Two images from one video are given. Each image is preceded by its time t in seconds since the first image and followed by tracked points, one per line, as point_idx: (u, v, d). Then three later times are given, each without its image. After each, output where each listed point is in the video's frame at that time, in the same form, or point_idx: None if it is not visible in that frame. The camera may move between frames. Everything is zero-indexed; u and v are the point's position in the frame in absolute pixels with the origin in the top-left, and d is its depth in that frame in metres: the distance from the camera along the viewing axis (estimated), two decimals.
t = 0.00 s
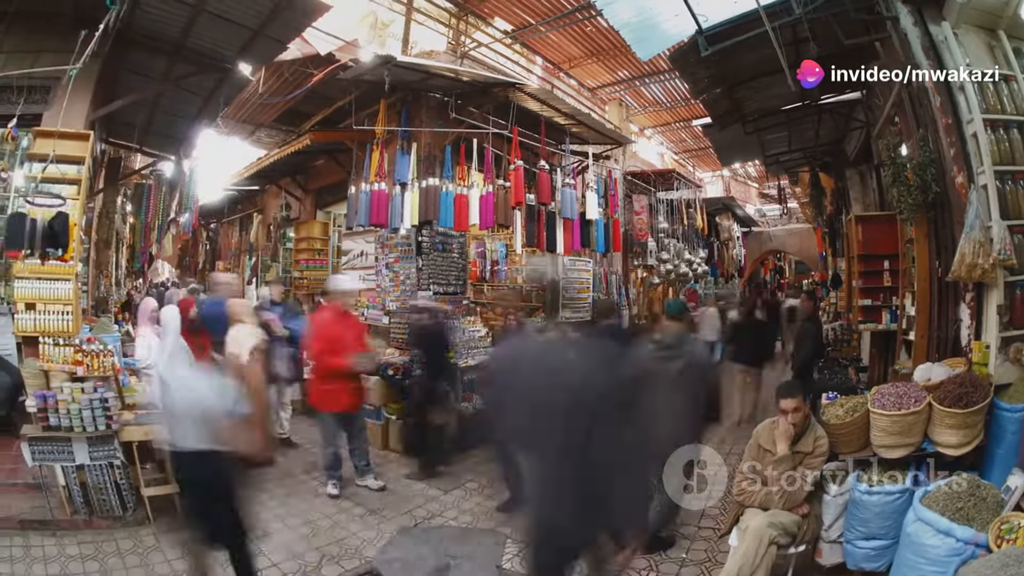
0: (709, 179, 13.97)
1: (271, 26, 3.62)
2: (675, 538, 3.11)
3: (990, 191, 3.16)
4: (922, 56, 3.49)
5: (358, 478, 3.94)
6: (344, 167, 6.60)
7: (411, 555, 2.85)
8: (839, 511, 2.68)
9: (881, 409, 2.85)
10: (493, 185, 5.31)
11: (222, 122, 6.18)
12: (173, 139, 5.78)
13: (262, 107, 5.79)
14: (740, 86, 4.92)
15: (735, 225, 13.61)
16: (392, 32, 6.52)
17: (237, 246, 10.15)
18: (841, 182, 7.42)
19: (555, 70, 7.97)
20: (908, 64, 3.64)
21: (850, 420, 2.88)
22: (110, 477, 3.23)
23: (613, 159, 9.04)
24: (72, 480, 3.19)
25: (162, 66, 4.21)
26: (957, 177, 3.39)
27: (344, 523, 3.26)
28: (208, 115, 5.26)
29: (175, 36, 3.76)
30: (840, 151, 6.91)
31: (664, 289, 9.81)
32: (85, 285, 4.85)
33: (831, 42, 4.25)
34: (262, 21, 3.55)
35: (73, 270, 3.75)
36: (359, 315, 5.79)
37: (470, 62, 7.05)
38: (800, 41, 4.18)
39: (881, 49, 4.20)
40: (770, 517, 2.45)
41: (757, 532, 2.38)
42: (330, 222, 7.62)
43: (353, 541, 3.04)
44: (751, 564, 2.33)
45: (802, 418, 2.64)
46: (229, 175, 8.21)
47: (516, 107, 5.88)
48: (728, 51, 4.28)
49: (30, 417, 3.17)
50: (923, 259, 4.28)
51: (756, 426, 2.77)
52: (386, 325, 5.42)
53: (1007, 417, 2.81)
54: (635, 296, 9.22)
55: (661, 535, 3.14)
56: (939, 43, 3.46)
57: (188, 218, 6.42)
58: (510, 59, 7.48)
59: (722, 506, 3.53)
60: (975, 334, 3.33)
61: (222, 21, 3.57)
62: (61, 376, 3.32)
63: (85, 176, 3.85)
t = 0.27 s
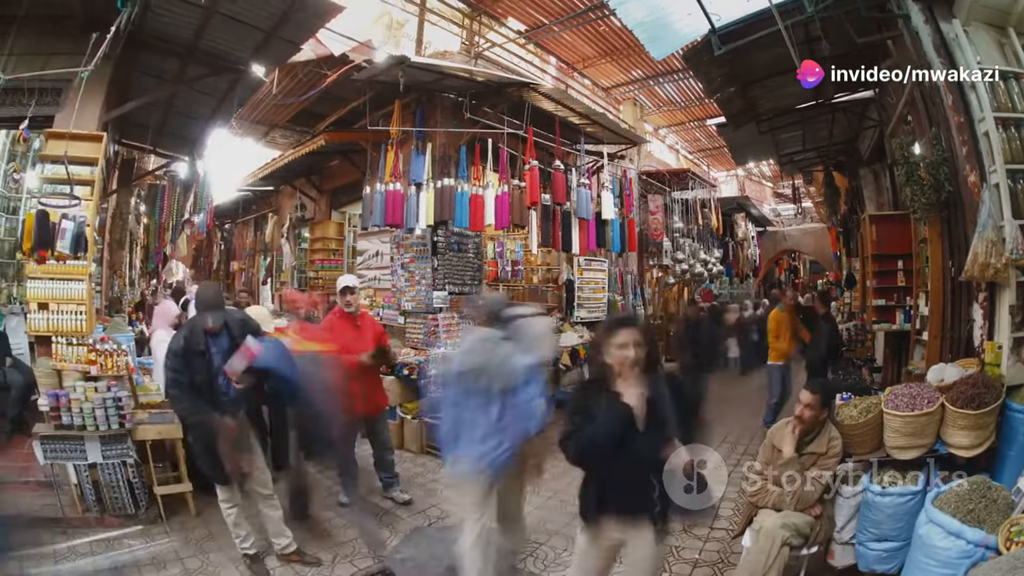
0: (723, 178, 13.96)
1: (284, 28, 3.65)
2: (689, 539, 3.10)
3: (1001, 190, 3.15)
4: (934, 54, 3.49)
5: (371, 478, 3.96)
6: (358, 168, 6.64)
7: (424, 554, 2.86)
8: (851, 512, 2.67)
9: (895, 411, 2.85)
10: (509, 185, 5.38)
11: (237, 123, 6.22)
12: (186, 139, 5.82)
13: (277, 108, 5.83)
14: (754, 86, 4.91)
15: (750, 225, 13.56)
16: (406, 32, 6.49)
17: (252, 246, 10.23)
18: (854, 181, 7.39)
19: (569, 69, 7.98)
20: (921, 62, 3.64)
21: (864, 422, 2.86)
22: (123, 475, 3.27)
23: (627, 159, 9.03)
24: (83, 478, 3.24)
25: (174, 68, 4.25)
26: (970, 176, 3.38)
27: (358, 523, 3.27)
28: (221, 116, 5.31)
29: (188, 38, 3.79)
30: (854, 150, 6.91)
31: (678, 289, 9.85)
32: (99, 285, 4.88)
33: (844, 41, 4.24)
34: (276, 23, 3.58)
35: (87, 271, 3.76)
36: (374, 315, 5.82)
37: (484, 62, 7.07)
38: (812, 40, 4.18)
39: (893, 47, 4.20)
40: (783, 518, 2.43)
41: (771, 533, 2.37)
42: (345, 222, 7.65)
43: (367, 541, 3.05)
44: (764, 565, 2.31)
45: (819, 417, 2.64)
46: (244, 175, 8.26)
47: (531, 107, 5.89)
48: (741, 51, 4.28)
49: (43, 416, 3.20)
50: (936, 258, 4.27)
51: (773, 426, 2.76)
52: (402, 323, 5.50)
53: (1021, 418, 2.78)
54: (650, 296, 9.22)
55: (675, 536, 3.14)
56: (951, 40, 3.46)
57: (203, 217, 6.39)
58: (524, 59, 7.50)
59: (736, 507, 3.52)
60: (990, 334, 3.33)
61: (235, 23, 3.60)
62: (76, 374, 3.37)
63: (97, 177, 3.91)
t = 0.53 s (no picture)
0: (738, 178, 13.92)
1: (296, 29, 3.67)
2: (702, 540, 3.11)
3: (1013, 188, 3.12)
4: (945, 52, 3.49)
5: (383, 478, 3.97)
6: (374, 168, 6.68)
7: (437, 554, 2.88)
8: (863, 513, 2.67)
9: (908, 411, 2.84)
10: (523, 185, 5.37)
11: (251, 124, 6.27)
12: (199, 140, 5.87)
13: (292, 109, 5.87)
14: (767, 84, 4.90)
15: (765, 225, 13.52)
16: (420, 33, 6.50)
17: (267, 246, 10.27)
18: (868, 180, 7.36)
19: (582, 69, 8.01)
20: (933, 60, 3.65)
21: (877, 424, 2.83)
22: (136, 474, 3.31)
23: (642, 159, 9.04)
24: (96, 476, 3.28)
25: (188, 70, 4.30)
26: (983, 174, 3.39)
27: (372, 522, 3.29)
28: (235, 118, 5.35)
29: (199, 41, 3.83)
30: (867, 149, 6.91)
31: (693, 289, 9.84)
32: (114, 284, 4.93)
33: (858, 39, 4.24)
34: (288, 24, 3.60)
35: (99, 271, 3.73)
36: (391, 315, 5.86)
37: (498, 62, 7.09)
38: (825, 38, 4.18)
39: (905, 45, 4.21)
40: (796, 519, 2.44)
41: (784, 535, 2.37)
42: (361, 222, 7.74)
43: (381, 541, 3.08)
44: (777, 566, 2.32)
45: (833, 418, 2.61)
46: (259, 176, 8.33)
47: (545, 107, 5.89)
48: (754, 50, 4.29)
49: (55, 416, 3.32)
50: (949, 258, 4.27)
51: (787, 427, 2.75)
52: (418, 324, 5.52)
53: None
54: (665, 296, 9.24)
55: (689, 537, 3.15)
56: (961, 39, 3.45)
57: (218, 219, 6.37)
58: (538, 59, 7.52)
59: (750, 508, 3.52)
60: (1003, 335, 3.41)
61: (248, 25, 3.62)
62: (87, 374, 3.49)
63: (111, 178, 3.94)
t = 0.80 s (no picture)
0: (751, 177, 13.88)
1: (307, 30, 3.69)
2: (712, 540, 3.11)
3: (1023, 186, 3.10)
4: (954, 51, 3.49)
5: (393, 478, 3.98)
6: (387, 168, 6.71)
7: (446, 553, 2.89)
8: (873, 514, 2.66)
9: (919, 412, 2.83)
10: (537, 185, 5.35)
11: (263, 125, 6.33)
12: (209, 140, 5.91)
13: (304, 109, 5.90)
14: (780, 83, 4.90)
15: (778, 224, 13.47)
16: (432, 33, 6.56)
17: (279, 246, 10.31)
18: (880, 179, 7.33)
19: (594, 69, 8.03)
20: (943, 59, 3.65)
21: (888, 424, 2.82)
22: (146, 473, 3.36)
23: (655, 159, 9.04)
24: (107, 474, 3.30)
25: (199, 71, 4.33)
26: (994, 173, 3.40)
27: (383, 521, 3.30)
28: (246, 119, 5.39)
29: (209, 42, 3.86)
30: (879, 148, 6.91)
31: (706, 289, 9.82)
32: (125, 284, 4.96)
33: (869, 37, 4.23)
34: (299, 25, 3.62)
35: (111, 271, 3.83)
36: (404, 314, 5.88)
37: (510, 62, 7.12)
38: (835, 36, 4.18)
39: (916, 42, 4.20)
40: (808, 520, 2.43)
41: (795, 535, 2.36)
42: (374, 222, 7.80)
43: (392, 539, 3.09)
44: (789, 565, 2.29)
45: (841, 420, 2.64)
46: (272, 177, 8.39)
47: (558, 107, 5.89)
48: (765, 50, 4.30)
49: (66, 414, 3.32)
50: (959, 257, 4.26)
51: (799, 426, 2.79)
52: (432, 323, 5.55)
53: None
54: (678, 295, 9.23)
55: (700, 537, 3.15)
56: (971, 36, 3.44)
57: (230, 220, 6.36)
58: (551, 59, 7.53)
59: (761, 509, 3.52)
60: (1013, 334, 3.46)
61: (259, 26, 3.65)
62: (98, 373, 3.43)
63: (122, 179, 3.96)
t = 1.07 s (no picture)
0: (765, 177, 13.81)
1: (320, 31, 3.71)
2: (726, 541, 3.11)
3: None
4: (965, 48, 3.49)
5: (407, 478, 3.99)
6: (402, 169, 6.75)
7: (459, 553, 2.90)
8: (884, 515, 2.65)
9: (931, 412, 2.83)
10: (552, 184, 5.36)
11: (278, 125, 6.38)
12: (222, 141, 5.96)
13: (317, 111, 5.94)
14: (794, 82, 4.89)
15: (792, 224, 13.42)
16: (443, 33, 6.59)
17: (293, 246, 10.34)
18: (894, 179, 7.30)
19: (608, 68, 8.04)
20: (955, 56, 3.65)
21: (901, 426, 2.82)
22: (161, 471, 3.37)
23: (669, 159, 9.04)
24: (121, 473, 3.33)
25: (212, 72, 4.37)
26: (1007, 172, 3.42)
27: (397, 520, 3.32)
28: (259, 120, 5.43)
29: (222, 43, 3.90)
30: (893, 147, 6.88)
31: (720, 289, 9.80)
32: (140, 285, 4.98)
33: (882, 36, 4.23)
34: (313, 26, 3.65)
35: (126, 271, 3.81)
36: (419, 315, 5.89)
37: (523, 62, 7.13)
38: (848, 35, 4.17)
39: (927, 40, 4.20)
40: (820, 522, 2.44)
41: (807, 537, 2.37)
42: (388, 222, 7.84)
43: (406, 538, 3.10)
44: (800, 569, 2.30)
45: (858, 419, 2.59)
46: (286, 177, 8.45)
47: (573, 107, 5.89)
48: (778, 50, 4.31)
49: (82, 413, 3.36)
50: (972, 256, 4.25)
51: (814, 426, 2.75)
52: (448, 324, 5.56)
53: None
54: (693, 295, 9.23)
55: (714, 538, 3.15)
56: (981, 34, 3.44)
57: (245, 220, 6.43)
58: (564, 59, 7.54)
59: (775, 510, 3.51)
60: None
61: (271, 27, 3.67)
62: (112, 372, 3.49)
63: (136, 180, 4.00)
